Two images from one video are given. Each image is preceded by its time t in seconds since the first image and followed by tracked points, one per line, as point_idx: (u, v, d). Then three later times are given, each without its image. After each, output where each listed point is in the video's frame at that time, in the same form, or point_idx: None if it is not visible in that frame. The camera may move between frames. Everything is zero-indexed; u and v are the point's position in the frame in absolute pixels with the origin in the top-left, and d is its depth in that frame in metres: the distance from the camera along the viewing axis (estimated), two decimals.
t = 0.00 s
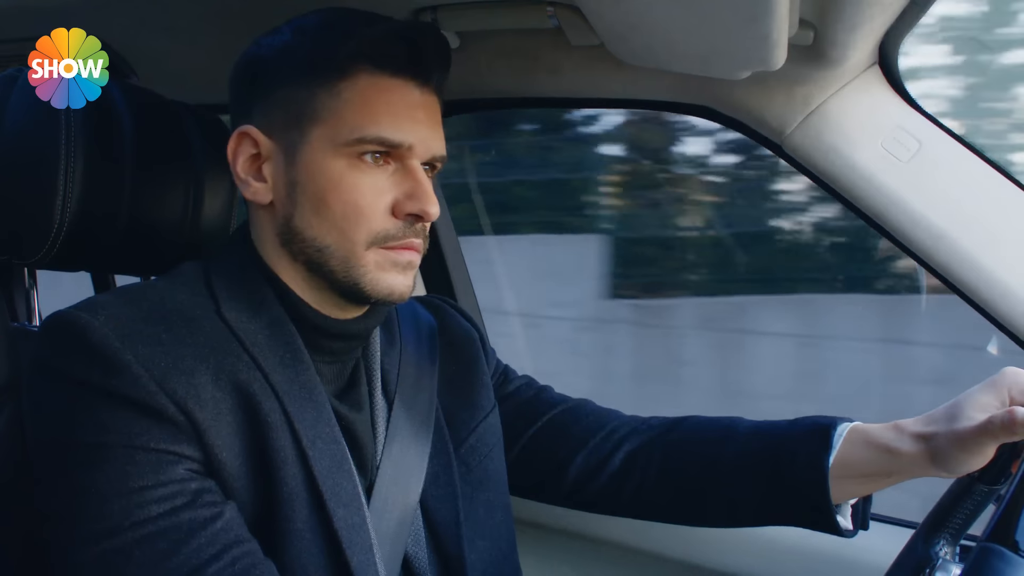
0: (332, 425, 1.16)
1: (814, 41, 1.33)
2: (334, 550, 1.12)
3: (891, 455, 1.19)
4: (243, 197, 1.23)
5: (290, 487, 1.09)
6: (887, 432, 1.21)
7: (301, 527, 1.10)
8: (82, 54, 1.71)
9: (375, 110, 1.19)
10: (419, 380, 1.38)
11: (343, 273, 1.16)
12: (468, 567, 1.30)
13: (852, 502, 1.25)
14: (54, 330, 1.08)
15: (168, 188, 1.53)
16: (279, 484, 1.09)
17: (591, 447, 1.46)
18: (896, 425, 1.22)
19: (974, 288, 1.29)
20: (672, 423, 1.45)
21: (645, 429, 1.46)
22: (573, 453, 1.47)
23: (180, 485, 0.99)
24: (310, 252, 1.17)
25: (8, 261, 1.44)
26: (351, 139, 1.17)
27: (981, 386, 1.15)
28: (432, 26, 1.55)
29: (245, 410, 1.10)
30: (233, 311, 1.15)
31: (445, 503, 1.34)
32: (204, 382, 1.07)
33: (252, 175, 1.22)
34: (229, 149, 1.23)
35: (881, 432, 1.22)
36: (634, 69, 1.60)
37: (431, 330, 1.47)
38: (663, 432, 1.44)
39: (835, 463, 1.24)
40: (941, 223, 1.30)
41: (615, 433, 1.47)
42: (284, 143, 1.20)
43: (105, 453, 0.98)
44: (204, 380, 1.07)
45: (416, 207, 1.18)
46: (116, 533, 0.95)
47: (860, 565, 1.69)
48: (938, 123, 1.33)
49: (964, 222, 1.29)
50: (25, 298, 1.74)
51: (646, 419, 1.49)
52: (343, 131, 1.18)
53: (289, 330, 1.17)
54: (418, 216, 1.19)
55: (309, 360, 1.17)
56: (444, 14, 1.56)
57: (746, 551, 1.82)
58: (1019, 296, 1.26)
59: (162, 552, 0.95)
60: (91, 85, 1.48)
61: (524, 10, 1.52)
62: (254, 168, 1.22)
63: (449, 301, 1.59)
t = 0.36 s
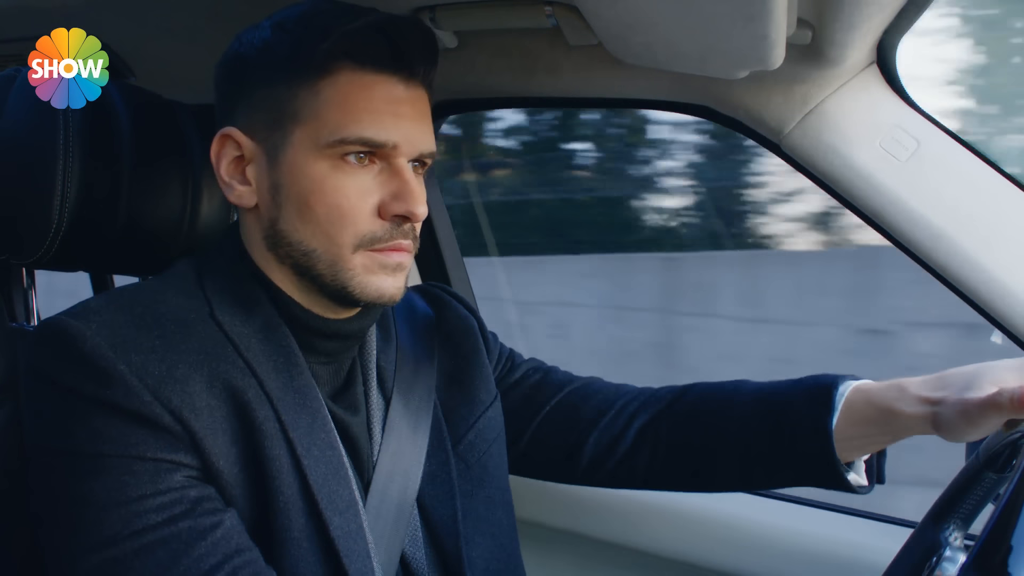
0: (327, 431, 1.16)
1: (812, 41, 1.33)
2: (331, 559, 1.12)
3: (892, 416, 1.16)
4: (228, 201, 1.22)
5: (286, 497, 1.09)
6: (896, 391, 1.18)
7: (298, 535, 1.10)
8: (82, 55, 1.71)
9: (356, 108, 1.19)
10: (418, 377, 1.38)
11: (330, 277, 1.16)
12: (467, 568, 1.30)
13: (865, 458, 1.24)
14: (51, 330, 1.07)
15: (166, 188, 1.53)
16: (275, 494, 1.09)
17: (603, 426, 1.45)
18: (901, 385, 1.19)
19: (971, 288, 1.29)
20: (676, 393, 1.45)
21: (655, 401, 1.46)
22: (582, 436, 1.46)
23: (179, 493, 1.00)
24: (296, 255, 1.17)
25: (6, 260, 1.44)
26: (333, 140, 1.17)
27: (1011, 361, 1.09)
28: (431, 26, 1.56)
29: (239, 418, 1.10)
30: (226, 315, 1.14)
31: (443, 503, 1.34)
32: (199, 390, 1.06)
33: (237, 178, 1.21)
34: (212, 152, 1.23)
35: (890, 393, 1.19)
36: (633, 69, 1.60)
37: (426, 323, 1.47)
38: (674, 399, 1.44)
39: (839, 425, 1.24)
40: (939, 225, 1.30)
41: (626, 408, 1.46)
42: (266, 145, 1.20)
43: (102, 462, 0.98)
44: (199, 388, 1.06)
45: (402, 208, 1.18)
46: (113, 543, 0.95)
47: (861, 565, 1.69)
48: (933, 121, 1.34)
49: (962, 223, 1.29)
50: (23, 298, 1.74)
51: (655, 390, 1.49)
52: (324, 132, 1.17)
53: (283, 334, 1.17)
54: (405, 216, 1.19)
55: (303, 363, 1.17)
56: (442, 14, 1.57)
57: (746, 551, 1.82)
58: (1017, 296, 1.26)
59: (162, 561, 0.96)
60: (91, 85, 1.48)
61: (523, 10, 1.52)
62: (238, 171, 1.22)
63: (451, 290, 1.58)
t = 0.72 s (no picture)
0: (309, 443, 1.14)
1: (797, 40, 1.34)
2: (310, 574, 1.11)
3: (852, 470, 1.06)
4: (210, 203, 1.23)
5: (264, 512, 1.08)
6: (845, 442, 1.09)
7: (278, 551, 1.08)
8: (82, 54, 1.72)
9: (340, 111, 1.18)
10: (404, 380, 1.37)
11: (315, 282, 1.15)
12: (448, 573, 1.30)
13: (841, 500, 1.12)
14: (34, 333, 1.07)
15: (147, 189, 1.51)
16: (255, 510, 1.07)
17: (578, 443, 1.41)
18: (856, 428, 1.08)
19: (957, 288, 1.29)
20: (653, 408, 1.41)
21: (633, 415, 1.41)
22: (557, 451, 1.43)
23: (156, 512, 0.99)
24: (280, 260, 1.16)
25: None
26: (316, 143, 1.16)
27: (948, 393, 0.96)
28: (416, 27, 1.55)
29: (217, 432, 1.08)
30: (206, 323, 1.13)
31: (425, 512, 1.33)
32: (175, 403, 1.05)
33: (218, 180, 1.22)
34: (194, 153, 1.23)
35: (840, 443, 1.09)
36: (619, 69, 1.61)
37: (412, 323, 1.46)
38: (645, 420, 1.39)
39: (797, 472, 1.16)
40: (923, 223, 1.31)
41: (605, 423, 1.42)
42: (248, 146, 1.19)
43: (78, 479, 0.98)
44: (175, 402, 1.05)
45: (388, 212, 1.16)
46: (92, 562, 0.95)
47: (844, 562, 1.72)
48: (923, 125, 1.34)
49: (946, 225, 1.30)
50: (6, 302, 1.73)
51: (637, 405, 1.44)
52: (308, 134, 1.17)
53: (267, 341, 1.16)
54: (391, 220, 1.17)
55: (287, 370, 1.16)
56: (427, 14, 1.56)
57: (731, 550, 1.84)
58: (1002, 298, 1.26)
59: None
60: (91, 85, 1.48)
61: (507, 11, 1.52)
62: (220, 173, 1.22)
63: (441, 288, 1.57)
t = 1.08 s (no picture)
0: (320, 450, 1.14)
1: (810, 47, 1.34)
2: None
3: (842, 491, 1.03)
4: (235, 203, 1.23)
5: (273, 519, 1.08)
6: (839, 463, 1.04)
7: (286, 558, 1.08)
8: (83, 54, 1.68)
9: (372, 119, 1.17)
10: (420, 382, 1.37)
11: (336, 288, 1.15)
12: None
13: (837, 532, 1.11)
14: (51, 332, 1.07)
15: (156, 188, 1.51)
16: (264, 516, 1.07)
17: (574, 464, 1.39)
18: (846, 449, 1.05)
19: (974, 302, 1.28)
20: (654, 432, 1.38)
21: (633, 439, 1.39)
22: (554, 471, 1.41)
23: (166, 516, 0.99)
24: (302, 263, 1.16)
25: (5, 261, 1.45)
26: (346, 149, 1.16)
27: (946, 425, 0.90)
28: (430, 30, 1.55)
29: (228, 437, 1.08)
30: (222, 326, 1.13)
31: (438, 519, 1.33)
32: (188, 408, 1.05)
33: (245, 180, 1.22)
34: (223, 153, 1.23)
35: (834, 464, 1.05)
36: (634, 74, 1.60)
37: (430, 329, 1.46)
38: (645, 443, 1.36)
39: (788, 498, 1.12)
40: (937, 234, 1.30)
41: (605, 445, 1.40)
42: (278, 148, 1.20)
43: (91, 481, 0.99)
44: (189, 407, 1.05)
45: (412, 222, 1.16)
46: (98, 567, 0.95)
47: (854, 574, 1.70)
48: (938, 133, 1.34)
49: (962, 235, 1.28)
50: (20, 301, 1.73)
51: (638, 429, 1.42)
52: (338, 140, 1.16)
53: (283, 345, 1.16)
54: (415, 230, 1.17)
55: (300, 376, 1.16)
56: (441, 18, 1.56)
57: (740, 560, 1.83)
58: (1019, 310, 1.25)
59: None
60: (91, 85, 1.48)
61: (522, 15, 1.52)
62: (248, 173, 1.22)
63: (459, 295, 1.57)
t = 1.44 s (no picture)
0: (319, 453, 1.14)
1: (808, 52, 1.34)
2: None
3: (830, 497, 1.03)
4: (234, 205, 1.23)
5: (272, 523, 1.08)
6: (830, 471, 1.04)
7: (285, 562, 1.08)
8: (82, 54, 1.72)
9: (369, 120, 1.17)
10: (418, 385, 1.37)
11: (334, 288, 1.15)
12: None
13: (830, 538, 1.10)
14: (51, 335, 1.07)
15: (155, 191, 1.51)
16: (262, 520, 1.07)
17: (569, 468, 1.39)
18: (836, 454, 1.05)
19: (972, 306, 1.28)
20: (649, 435, 1.38)
21: (628, 442, 1.39)
22: (549, 474, 1.42)
23: (164, 521, 0.98)
24: (301, 264, 1.16)
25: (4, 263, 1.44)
26: (344, 150, 1.16)
27: (937, 442, 0.90)
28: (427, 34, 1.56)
29: (228, 441, 1.08)
30: (221, 328, 1.13)
31: (435, 523, 1.33)
32: (188, 411, 1.05)
33: (244, 183, 1.22)
34: (221, 156, 1.23)
35: (825, 472, 1.05)
36: (632, 79, 1.60)
37: (429, 332, 1.46)
38: (639, 446, 1.36)
39: (781, 504, 1.12)
40: (934, 237, 1.30)
41: (600, 448, 1.40)
42: (276, 151, 1.20)
43: (89, 484, 0.98)
44: (189, 410, 1.05)
45: (410, 223, 1.16)
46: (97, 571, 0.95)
47: None
48: (932, 136, 1.34)
49: (959, 238, 1.29)
50: (18, 304, 1.73)
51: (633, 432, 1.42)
52: (336, 141, 1.16)
53: (282, 348, 1.16)
54: (413, 231, 1.16)
55: (299, 379, 1.16)
56: (440, 22, 1.57)
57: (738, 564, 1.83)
58: (1015, 314, 1.25)
59: None
60: (91, 85, 1.48)
61: (520, 20, 1.52)
62: (246, 176, 1.22)
63: (457, 300, 1.58)
